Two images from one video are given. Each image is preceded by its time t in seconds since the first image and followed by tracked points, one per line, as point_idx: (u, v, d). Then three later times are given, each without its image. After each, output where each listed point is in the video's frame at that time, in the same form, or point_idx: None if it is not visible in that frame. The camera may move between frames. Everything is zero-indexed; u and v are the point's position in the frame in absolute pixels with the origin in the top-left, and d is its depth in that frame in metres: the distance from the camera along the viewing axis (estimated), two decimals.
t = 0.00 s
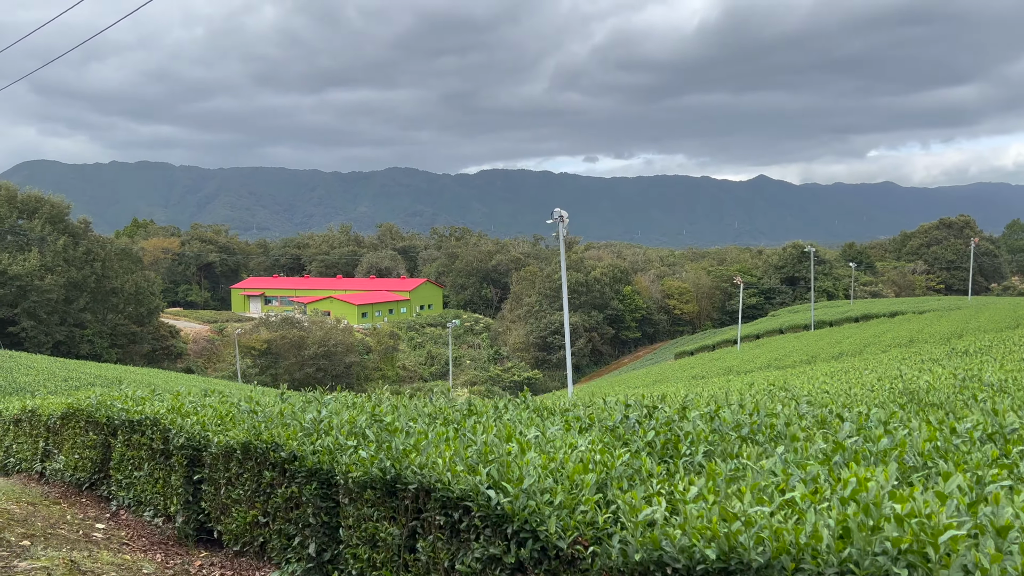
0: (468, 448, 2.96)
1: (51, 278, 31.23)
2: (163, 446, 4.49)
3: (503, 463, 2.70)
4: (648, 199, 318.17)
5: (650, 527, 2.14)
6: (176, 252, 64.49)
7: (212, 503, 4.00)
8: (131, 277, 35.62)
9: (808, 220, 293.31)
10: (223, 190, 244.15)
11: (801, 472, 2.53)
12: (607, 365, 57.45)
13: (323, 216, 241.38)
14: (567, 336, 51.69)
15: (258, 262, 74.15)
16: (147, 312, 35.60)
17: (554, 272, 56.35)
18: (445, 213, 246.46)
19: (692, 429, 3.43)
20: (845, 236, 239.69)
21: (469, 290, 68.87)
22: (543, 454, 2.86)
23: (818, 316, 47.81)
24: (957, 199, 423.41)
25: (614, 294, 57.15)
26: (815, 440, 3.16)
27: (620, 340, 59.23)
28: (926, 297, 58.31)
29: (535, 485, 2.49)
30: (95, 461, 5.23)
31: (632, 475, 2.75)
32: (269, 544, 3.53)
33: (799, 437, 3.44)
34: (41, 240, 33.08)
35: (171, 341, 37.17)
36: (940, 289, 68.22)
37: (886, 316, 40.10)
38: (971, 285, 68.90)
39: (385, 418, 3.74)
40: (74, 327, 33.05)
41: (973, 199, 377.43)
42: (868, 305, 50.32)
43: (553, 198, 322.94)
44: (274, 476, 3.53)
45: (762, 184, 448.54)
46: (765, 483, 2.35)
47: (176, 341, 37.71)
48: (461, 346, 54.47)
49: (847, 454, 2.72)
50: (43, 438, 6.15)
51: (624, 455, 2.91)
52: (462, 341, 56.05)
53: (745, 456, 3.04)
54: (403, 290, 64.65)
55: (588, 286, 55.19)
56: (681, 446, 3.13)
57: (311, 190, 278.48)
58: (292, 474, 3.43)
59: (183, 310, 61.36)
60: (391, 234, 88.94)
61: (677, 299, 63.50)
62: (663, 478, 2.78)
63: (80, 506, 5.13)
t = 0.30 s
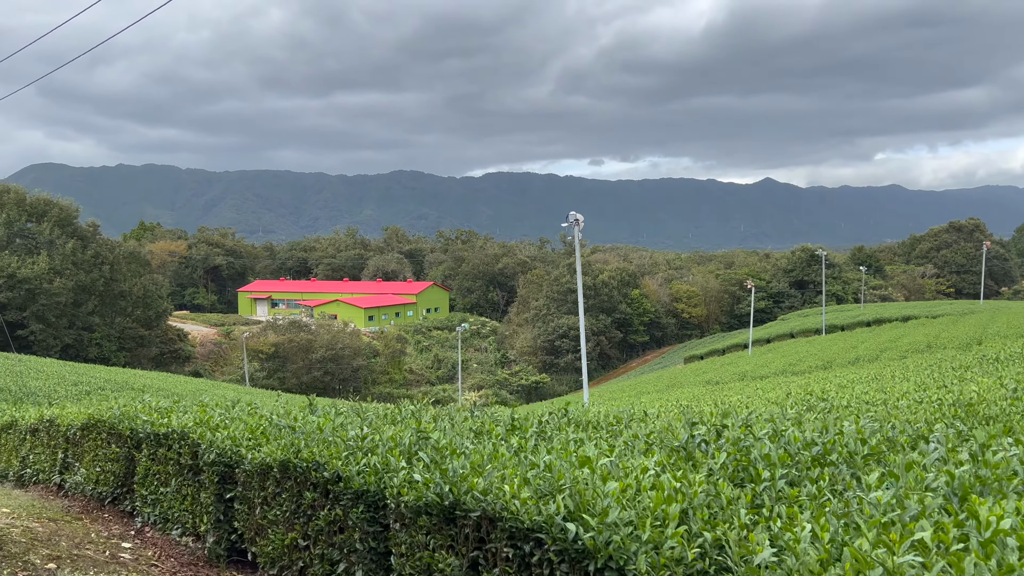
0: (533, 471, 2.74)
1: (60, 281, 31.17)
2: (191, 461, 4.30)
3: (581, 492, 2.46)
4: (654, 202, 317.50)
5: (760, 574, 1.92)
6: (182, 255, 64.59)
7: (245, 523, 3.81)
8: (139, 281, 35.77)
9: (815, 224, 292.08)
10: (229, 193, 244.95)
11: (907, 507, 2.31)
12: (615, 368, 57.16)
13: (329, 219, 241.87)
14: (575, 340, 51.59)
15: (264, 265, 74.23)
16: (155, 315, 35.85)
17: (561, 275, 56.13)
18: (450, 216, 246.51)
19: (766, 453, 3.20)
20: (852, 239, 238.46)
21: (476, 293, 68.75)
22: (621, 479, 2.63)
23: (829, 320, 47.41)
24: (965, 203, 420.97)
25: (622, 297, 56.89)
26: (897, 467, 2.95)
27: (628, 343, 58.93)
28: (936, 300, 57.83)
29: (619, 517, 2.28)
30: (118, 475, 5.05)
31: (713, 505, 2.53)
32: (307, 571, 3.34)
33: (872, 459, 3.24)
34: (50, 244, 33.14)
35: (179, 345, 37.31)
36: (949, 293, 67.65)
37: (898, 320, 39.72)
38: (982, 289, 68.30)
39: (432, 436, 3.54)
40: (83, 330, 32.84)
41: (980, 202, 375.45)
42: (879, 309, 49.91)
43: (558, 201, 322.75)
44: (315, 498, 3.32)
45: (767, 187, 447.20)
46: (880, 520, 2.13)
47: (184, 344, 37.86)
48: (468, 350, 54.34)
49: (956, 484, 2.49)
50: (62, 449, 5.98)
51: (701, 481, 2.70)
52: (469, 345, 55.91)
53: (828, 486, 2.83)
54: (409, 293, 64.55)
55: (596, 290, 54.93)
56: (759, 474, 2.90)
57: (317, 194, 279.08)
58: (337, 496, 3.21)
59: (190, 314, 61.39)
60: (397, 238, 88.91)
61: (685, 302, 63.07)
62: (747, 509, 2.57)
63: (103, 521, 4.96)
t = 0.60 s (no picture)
0: (611, 486, 2.55)
1: (68, 285, 31.14)
2: (225, 473, 4.12)
3: (671, 512, 2.26)
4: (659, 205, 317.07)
5: None
6: (189, 259, 64.65)
7: (286, 539, 3.63)
8: (147, 284, 35.80)
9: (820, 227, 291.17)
10: (234, 198, 245.72)
11: None
12: (622, 372, 56.88)
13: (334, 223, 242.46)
14: (583, 343, 51.20)
15: (270, 269, 74.29)
16: (163, 319, 35.74)
17: (568, 278, 55.91)
18: (455, 220, 246.69)
19: (849, 467, 3.00)
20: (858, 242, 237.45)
21: (482, 297, 68.62)
22: (709, 498, 2.43)
23: (838, 323, 47.02)
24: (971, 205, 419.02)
25: (629, 301, 56.65)
26: (997, 484, 2.75)
27: (635, 347, 58.63)
28: (946, 303, 57.32)
29: (721, 539, 2.07)
30: (145, 485, 4.87)
31: (811, 527, 2.33)
32: None
33: (958, 473, 3.05)
34: (58, 248, 33.15)
35: (187, 349, 37.19)
36: (958, 296, 67.09)
37: (910, 323, 39.33)
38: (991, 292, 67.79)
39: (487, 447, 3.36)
40: (91, 334, 32.81)
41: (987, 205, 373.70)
42: (889, 312, 49.49)
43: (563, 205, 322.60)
44: (365, 513, 3.14)
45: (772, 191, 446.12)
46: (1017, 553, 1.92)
47: (192, 349, 37.65)
48: (474, 353, 54.20)
49: None
50: (85, 457, 5.82)
51: (792, 498, 2.50)
52: (476, 348, 55.77)
53: (925, 508, 2.64)
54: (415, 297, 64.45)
55: (603, 294, 54.70)
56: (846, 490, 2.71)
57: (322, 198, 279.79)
58: (391, 512, 3.02)
59: (197, 318, 61.42)
60: (403, 241, 88.91)
61: (693, 305, 62.70)
62: (849, 532, 2.37)
63: (130, 534, 4.80)
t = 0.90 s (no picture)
0: (691, 511, 2.34)
1: (74, 290, 31.02)
2: (256, 488, 3.93)
3: (770, 543, 2.04)
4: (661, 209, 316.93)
5: None
6: (193, 263, 64.59)
7: (323, 559, 3.45)
8: (152, 289, 35.64)
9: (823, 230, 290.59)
10: (238, 202, 246.26)
11: None
12: (627, 376, 56.58)
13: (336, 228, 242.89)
14: (588, 347, 50.81)
15: (274, 273, 74.23)
16: (168, 324, 35.63)
17: (573, 282, 55.62)
18: (458, 224, 246.84)
19: (937, 484, 2.78)
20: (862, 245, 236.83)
21: (486, 301, 68.43)
22: (802, 525, 2.22)
23: (846, 326, 46.62)
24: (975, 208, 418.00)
25: (634, 305, 56.39)
26: None
27: (640, 351, 58.39)
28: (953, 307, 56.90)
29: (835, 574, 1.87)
30: (167, 500, 4.68)
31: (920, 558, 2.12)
32: None
33: None
34: (63, 252, 33.05)
35: (193, 354, 37.03)
36: (965, 299, 66.63)
37: (919, 327, 38.93)
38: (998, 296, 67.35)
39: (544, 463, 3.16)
40: (96, 339, 32.70)
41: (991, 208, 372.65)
42: (896, 316, 49.09)
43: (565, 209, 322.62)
44: (413, 535, 2.95)
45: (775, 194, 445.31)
46: None
47: (197, 353, 37.51)
48: (479, 357, 54.02)
49: None
50: (103, 467, 5.64)
51: (896, 523, 2.27)
52: (480, 353, 55.58)
53: None
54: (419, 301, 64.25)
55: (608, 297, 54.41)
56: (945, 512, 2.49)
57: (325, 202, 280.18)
58: (443, 535, 2.82)
59: (201, 322, 61.36)
60: (406, 245, 88.83)
61: (698, 309, 62.23)
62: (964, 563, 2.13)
63: (152, 552, 4.62)
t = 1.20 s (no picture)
0: (789, 548, 2.13)
1: (76, 295, 30.84)
2: (287, 509, 3.72)
3: None
4: (662, 213, 316.91)
5: None
6: (195, 268, 64.43)
7: None
8: (154, 294, 35.55)
9: (825, 233, 290.29)
10: (238, 207, 246.30)
11: None
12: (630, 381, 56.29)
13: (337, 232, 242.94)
14: (592, 351, 50.62)
15: (275, 278, 74.09)
16: (171, 329, 35.45)
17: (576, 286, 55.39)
18: (459, 229, 246.81)
19: None
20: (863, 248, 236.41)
21: (487, 305, 68.26)
22: (919, 563, 2.00)
23: (852, 330, 46.34)
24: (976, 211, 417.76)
25: (637, 309, 56.24)
26: None
27: (644, 355, 58.20)
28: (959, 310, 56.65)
29: None
30: (189, 517, 4.48)
31: None
32: None
33: None
34: (65, 258, 32.90)
35: (195, 359, 36.84)
36: (969, 303, 66.34)
37: (927, 330, 38.63)
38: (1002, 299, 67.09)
39: (604, 485, 2.96)
40: (98, 345, 32.52)
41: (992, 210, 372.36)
42: (903, 320, 48.83)
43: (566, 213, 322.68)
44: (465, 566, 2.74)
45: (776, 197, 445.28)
46: None
47: (199, 358, 37.32)
48: (482, 362, 53.87)
49: None
50: (118, 482, 5.45)
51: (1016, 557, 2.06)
52: (483, 357, 55.37)
53: None
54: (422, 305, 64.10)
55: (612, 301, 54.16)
56: None
57: (326, 206, 280.21)
58: (501, 565, 2.62)
59: (203, 327, 61.14)
60: (408, 249, 88.71)
61: (701, 313, 61.82)
62: None
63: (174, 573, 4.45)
